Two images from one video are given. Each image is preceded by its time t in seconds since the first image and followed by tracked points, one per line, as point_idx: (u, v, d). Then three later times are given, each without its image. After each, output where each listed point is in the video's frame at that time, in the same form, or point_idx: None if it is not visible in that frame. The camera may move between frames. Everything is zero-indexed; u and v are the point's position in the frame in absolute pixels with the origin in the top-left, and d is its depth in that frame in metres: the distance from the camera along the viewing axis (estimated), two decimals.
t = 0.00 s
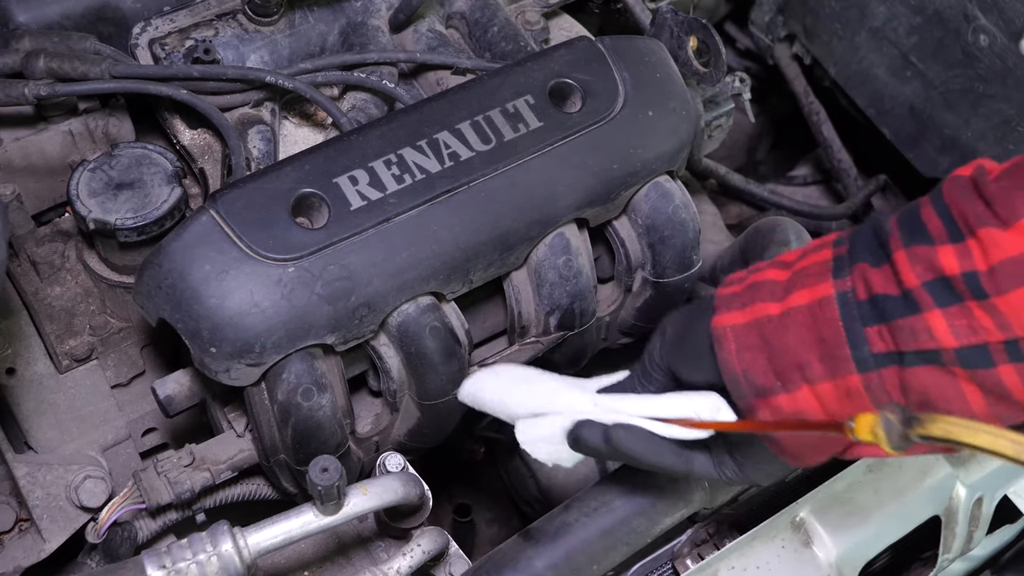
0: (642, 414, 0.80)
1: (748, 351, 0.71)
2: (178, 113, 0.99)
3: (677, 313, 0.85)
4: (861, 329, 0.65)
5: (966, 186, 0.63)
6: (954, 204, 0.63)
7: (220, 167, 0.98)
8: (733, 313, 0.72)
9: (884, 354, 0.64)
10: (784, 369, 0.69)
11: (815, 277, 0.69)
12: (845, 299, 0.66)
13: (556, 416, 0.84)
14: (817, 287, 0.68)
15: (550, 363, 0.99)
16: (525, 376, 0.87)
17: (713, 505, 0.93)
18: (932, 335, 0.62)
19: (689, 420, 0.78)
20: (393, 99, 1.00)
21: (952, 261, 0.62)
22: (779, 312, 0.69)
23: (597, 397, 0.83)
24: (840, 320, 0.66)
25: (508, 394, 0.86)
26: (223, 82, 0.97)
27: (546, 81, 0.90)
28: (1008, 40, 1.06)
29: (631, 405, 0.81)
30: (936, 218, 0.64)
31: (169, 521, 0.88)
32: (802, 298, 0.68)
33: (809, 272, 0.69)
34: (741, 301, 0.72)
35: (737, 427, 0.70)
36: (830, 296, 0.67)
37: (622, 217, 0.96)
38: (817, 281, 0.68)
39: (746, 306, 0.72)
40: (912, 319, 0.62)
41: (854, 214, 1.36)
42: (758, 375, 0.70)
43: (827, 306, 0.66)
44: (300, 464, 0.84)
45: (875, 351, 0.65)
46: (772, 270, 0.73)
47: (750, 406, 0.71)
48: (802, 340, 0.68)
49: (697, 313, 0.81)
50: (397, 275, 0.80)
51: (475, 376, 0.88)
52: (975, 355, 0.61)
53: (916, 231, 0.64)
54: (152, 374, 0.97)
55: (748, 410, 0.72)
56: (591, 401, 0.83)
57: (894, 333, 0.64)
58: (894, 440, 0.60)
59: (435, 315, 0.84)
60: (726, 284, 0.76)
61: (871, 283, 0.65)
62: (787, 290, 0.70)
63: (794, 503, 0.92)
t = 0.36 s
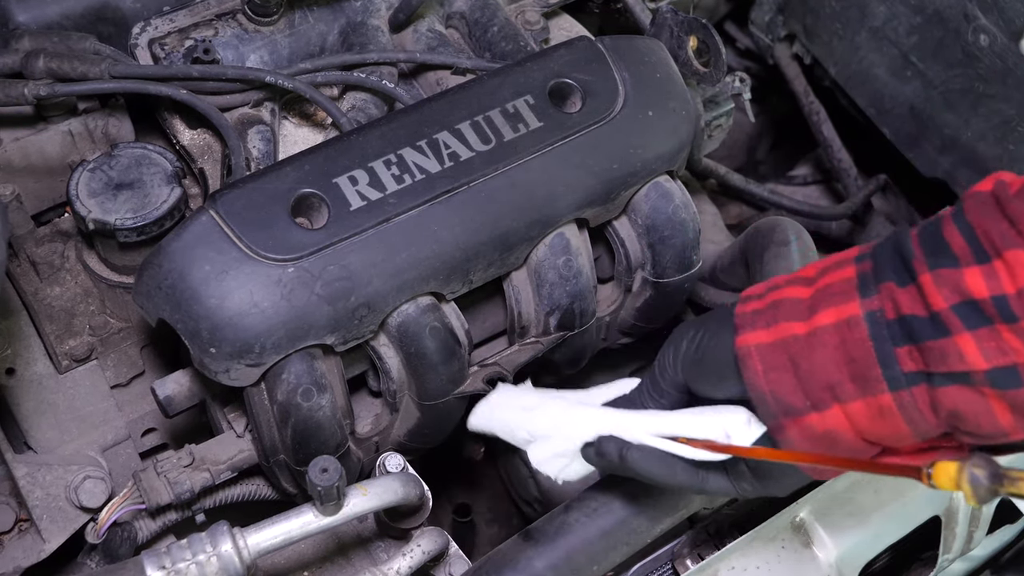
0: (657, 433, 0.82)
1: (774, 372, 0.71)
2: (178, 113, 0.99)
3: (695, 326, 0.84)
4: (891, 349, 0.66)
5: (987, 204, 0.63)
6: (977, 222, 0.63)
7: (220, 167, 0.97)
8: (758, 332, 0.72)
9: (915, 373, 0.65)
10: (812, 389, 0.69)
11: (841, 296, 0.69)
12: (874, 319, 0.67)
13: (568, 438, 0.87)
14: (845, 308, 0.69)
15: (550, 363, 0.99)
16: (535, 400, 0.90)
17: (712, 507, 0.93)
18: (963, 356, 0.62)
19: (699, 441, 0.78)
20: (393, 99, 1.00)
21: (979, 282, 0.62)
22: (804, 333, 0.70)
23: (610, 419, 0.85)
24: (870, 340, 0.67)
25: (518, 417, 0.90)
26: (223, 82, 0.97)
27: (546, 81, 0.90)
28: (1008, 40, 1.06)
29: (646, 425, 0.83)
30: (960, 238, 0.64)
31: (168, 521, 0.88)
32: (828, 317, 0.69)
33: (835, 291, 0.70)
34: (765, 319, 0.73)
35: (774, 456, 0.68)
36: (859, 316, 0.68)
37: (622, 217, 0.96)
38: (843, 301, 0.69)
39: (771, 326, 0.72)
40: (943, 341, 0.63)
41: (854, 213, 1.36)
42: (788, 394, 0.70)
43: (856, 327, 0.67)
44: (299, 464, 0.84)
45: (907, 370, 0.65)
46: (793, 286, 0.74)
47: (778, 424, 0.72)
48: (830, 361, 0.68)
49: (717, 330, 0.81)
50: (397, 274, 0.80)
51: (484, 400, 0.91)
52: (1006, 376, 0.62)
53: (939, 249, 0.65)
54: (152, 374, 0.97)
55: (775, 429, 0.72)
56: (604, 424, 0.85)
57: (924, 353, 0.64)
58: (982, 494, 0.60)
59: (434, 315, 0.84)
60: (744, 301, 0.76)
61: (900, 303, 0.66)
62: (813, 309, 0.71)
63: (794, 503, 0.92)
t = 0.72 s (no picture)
0: (677, 311, 0.80)
1: (856, 269, 0.72)
2: (178, 114, 0.99)
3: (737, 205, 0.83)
4: (987, 261, 0.68)
5: None
6: None
7: (221, 168, 0.97)
8: (838, 225, 0.73)
9: (1008, 290, 0.68)
10: (892, 293, 0.72)
11: (939, 200, 0.71)
12: (974, 227, 0.69)
13: (571, 271, 0.81)
14: (941, 213, 0.70)
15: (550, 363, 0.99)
16: (551, 218, 0.82)
17: (712, 505, 0.94)
18: None
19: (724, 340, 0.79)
20: (394, 99, 1.00)
21: None
22: (891, 233, 0.72)
23: (629, 275, 0.81)
24: (969, 249, 0.69)
25: (528, 236, 0.81)
26: (224, 82, 0.97)
27: (547, 81, 0.90)
28: (1009, 40, 1.06)
29: (666, 299, 0.80)
30: None
31: (169, 521, 0.88)
32: (925, 218, 0.71)
33: (930, 194, 0.72)
34: (849, 211, 0.73)
35: (878, 443, 0.70)
36: (959, 224, 0.70)
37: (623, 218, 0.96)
38: (941, 205, 0.71)
39: (854, 219, 0.73)
40: None
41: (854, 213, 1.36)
42: (862, 294, 0.72)
43: (954, 234, 0.69)
44: (300, 464, 0.84)
45: (999, 285, 0.68)
46: (877, 182, 0.75)
47: (844, 325, 0.74)
48: (914, 265, 0.71)
49: (763, 219, 0.81)
50: (398, 275, 0.80)
51: (486, 185, 0.83)
52: None
53: None
54: (152, 374, 0.97)
55: (840, 330, 0.74)
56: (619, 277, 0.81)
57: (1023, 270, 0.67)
58: None
59: (435, 315, 0.84)
60: (824, 188, 0.76)
61: (1005, 215, 0.68)
62: (905, 210, 0.72)
63: (794, 503, 0.92)
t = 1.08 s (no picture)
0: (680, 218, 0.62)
1: (869, 195, 0.62)
2: (179, 114, 1.00)
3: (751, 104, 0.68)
4: (1003, 195, 0.60)
5: None
6: None
7: (222, 167, 0.97)
8: (855, 146, 0.62)
9: None
10: (906, 222, 0.61)
11: (960, 128, 0.62)
12: (992, 158, 0.61)
13: (555, 130, 0.62)
14: (961, 141, 0.61)
15: (551, 363, 0.99)
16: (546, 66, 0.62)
17: (713, 505, 0.93)
18: None
19: (715, 240, 0.61)
20: (394, 99, 1.00)
21: None
22: (908, 159, 0.61)
23: (620, 148, 0.62)
24: (986, 181, 0.60)
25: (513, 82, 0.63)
26: (225, 82, 0.97)
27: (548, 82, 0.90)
28: (1010, 41, 1.07)
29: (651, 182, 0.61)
30: None
31: (169, 521, 0.88)
32: (941, 148, 0.61)
33: (950, 122, 0.62)
34: (868, 133, 0.63)
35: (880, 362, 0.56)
36: (977, 153, 0.61)
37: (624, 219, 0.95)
38: (961, 133, 0.61)
39: (872, 143, 0.62)
40: None
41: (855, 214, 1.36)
42: (875, 221, 0.61)
43: (971, 165, 0.60)
44: (300, 464, 0.84)
45: (1015, 220, 0.60)
46: (893, 107, 0.64)
47: (853, 256, 0.62)
48: (932, 191, 0.61)
49: (775, 123, 0.66)
50: (398, 275, 0.80)
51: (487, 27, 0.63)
52: None
53: None
54: (152, 374, 0.97)
55: (844, 262, 0.63)
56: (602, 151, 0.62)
57: None
58: None
59: (436, 315, 0.84)
60: (840, 106, 0.65)
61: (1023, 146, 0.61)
62: (923, 137, 0.62)
63: (795, 504, 0.92)
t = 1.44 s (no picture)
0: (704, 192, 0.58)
1: (895, 165, 0.57)
2: (179, 113, 0.99)
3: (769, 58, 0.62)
4: None
5: None
6: None
7: (221, 167, 0.97)
8: (882, 111, 0.57)
9: None
10: (933, 195, 0.56)
11: (996, 95, 0.56)
12: None
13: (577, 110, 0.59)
14: (997, 109, 0.55)
15: (551, 363, 0.99)
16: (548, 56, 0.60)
17: (713, 506, 0.93)
18: None
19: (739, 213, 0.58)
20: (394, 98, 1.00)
21: None
22: (939, 126, 0.56)
23: (640, 133, 0.59)
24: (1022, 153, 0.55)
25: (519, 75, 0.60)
26: (225, 82, 0.97)
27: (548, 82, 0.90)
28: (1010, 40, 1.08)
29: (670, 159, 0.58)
30: None
31: (168, 521, 0.88)
32: (975, 116, 0.55)
33: (986, 86, 0.56)
34: (895, 97, 0.57)
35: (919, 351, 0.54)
36: (1015, 124, 0.55)
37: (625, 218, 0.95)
38: (998, 100, 0.55)
39: (900, 109, 0.56)
40: None
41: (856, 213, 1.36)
42: (900, 194, 0.57)
43: (1008, 136, 0.55)
44: (300, 464, 0.84)
45: None
46: (921, 66, 0.58)
47: (875, 225, 0.58)
48: (964, 164, 0.55)
49: (795, 80, 0.59)
50: (397, 275, 0.80)
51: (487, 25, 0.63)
52: None
53: None
54: (151, 374, 0.97)
55: (865, 234, 0.59)
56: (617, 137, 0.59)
57: None
58: None
59: (435, 315, 0.84)
60: (864, 64, 0.59)
61: None
62: (956, 103, 0.56)
63: (795, 504, 0.92)
